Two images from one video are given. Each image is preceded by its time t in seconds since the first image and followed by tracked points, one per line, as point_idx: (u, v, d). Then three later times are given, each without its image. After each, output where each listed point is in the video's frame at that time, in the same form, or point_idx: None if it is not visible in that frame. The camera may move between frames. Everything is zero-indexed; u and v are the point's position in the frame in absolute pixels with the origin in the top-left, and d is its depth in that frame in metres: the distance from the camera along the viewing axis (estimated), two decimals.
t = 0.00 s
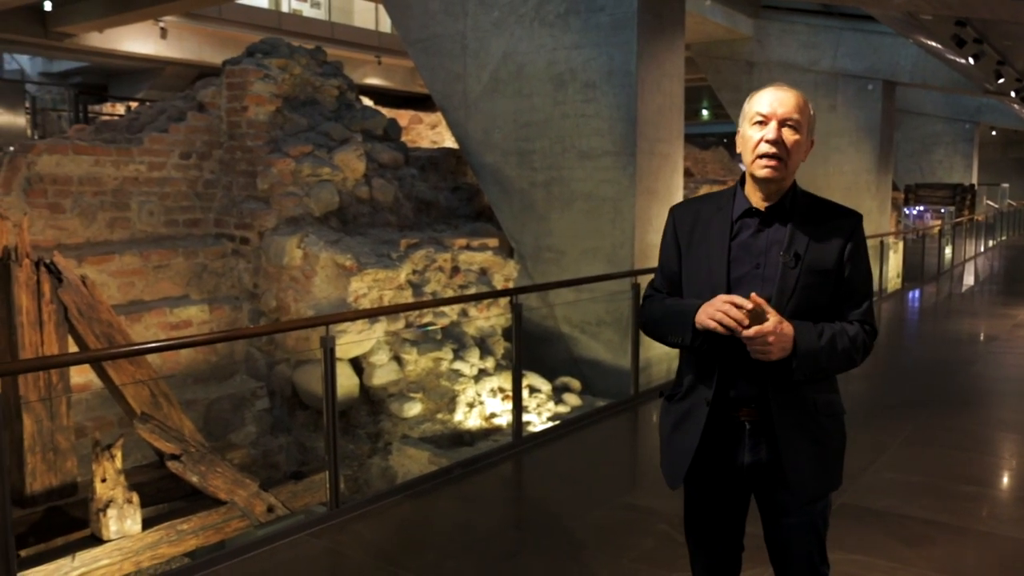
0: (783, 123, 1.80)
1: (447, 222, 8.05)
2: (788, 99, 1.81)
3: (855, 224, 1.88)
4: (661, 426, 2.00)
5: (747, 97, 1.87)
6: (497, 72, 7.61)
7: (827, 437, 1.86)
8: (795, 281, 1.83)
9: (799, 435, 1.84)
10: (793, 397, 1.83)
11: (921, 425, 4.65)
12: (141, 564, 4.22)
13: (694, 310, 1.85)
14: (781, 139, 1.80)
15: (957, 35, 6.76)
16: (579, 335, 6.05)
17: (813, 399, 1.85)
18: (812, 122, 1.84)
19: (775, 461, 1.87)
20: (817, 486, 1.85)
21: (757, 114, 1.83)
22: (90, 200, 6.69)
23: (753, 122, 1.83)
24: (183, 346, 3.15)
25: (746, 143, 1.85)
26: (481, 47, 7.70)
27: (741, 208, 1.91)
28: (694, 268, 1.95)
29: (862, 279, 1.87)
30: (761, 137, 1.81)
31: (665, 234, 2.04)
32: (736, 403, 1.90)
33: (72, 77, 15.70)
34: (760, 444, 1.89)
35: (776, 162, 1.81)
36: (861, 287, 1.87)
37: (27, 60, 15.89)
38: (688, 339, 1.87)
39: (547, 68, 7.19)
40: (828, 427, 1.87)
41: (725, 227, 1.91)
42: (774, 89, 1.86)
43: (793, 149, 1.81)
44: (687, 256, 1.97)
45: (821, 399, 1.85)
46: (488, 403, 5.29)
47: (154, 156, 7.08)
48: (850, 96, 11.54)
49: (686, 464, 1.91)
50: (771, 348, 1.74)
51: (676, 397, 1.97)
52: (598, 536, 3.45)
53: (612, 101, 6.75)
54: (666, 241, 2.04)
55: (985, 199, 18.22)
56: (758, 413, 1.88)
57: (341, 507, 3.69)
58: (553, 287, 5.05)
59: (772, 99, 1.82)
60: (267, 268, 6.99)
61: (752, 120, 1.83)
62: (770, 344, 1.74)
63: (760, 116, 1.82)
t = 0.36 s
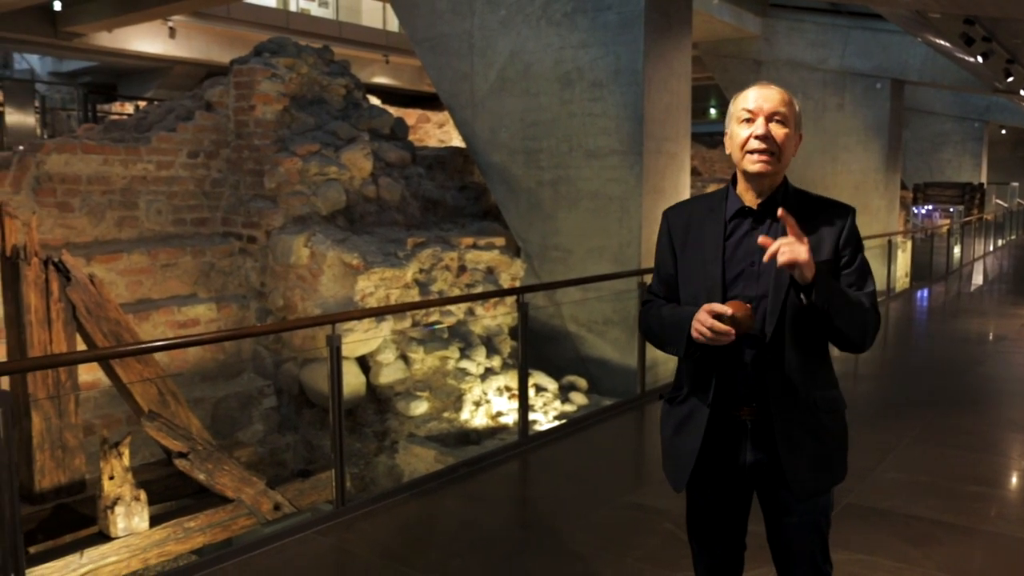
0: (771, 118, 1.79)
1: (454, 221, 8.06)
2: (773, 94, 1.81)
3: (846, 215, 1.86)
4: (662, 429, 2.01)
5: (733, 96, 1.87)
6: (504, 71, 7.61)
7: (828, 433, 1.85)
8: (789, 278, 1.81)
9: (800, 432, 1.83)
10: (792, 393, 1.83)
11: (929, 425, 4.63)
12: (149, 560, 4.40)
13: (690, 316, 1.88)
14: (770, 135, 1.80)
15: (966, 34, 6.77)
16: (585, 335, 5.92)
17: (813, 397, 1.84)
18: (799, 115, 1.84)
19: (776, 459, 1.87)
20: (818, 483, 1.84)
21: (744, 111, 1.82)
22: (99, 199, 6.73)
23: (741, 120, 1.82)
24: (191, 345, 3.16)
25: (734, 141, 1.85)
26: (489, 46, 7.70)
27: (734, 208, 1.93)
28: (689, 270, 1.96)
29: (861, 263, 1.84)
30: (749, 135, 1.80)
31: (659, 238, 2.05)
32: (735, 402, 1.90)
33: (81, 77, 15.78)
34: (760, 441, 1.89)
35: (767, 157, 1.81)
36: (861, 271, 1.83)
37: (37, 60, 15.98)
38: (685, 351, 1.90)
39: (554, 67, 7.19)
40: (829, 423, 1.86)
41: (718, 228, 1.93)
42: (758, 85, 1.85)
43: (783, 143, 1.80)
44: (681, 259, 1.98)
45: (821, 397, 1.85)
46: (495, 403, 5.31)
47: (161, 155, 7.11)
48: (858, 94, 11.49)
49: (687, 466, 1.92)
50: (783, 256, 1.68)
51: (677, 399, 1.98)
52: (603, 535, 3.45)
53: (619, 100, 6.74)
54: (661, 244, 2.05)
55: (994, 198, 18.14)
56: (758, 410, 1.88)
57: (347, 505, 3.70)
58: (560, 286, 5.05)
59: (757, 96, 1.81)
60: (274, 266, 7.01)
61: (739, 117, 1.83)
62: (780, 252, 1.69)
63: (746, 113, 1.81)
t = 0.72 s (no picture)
0: (770, 117, 1.79)
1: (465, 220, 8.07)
2: (770, 93, 1.81)
3: (847, 212, 1.86)
4: (668, 430, 2.00)
5: (729, 98, 1.87)
6: (515, 70, 7.60)
7: (832, 430, 1.86)
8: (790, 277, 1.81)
9: (804, 430, 1.83)
10: (797, 390, 1.82)
11: (940, 425, 4.61)
12: (161, 557, 4.48)
13: (695, 318, 1.87)
14: (770, 134, 1.79)
15: (978, 31, 6.81)
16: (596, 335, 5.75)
17: (816, 394, 1.84)
18: (797, 113, 1.83)
19: (781, 458, 1.87)
20: (824, 480, 1.84)
21: (742, 111, 1.82)
22: (112, 198, 6.78)
23: (739, 121, 1.82)
24: (203, 343, 3.17)
25: (735, 142, 1.84)
26: (500, 45, 7.70)
27: (736, 207, 1.92)
28: (693, 270, 1.96)
29: (862, 259, 1.86)
30: (749, 134, 1.80)
31: (662, 239, 2.05)
32: (740, 400, 1.89)
33: (95, 77, 15.89)
34: (766, 439, 1.88)
35: (767, 156, 1.81)
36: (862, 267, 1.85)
37: (51, 60, 16.11)
38: (690, 352, 1.89)
39: (566, 66, 7.18)
40: (834, 419, 1.87)
41: (720, 227, 1.92)
42: (754, 86, 1.86)
43: (782, 142, 1.80)
44: (685, 260, 1.98)
45: (824, 394, 1.84)
46: (505, 401, 5.32)
47: (174, 155, 7.15)
48: (871, 93, 11.42)
49: (692, 466, 1.91)
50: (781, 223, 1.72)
51: (681, 399, 1.98)
52: (613, 534, 3.45)
53: (630, 99, 6.73)
54: (664, 245, 2.05)
55: (1008, 197, 18.00)
56: (764, 408, 1.88)
57: (357, 503, 3.72)
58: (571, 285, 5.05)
59: (754, 95, 1.82)
60: (285, 265, 7.04)
61: (738, 118, 1.83)
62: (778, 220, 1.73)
63: (745, 113, 1.81)
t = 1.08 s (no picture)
0: (774, 122, 1.80)
1: (477, 219, 8.08)
2: (774, 98, 1.82)
3: (852, 212, 1.88)
4: (676, 430, 2.01)
5: (733, 102, 1.88)
6: (527, 70, 7.61)
7: (840, 428, 1.86)
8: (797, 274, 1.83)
9: (812, 428, 1.84)
10: (803, 390, 1.83)
11: (953, 425, 4.59)
12: (176, 553, 4.51)
13: (703, 320, 1.88)
14: (775, 139, 1.80)
15: (992, 30, 6.80)
16: (609, 334, 5.72)
17: (824, 393, 1.84)
18: (801, 117, 1.85)
19: (790, 456, 1.88)
20: (833, 479, 1.84)
21: (746, 117, 1.83)
22: (127, 197, 6.84)
23: (744, 126, 1.84)
24: (217, 341, 3.20)
25: (740, 147, 1.85)
26: (512, 45, 7.71)
27: (741, 208, 1.93)
28: (699, 271, 1.97)
29: (866, 260, 1.87)
30: (754, 139, 1.81)
31: (669, 240, 2.06)
32: (748, 399, 1.90)
33: (111, 77, 16.02)
34: (773, 438, 1.89)
35: (772, 160, 1.81)
36: (867, 272, 1.87)
37: (69, 61, 16.27)
38: (698, 354, 1.90)
39: (577, 66, 7.18)
40: (841, 418, 1.87)
41: (727, 227, 1.93)
42: (757, 91, 1.86)
43: (787, 146, 1.81)
44: (691, 261, 1.99)
45: (832, 392, 1.85)
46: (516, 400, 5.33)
47: (189, 154, 7.21)
48: (884, 92, 11.37)
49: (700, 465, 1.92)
50: (775, 264, 1.72)
51: (689, 400, 1.98)
52: (623, 532, 3.46)
53: (642, 99, 6.73)
54: (670, 245, 2.05)
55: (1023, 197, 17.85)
56: (771, 407, 1.88)
57: (369, 501, 3.74)
58: (583, 284, 5.06)
59: (758, 100, 1.83)
60: (299, 264, 7.08)
61: (742, 124, 1.84)
62: (773, 257, 1.72)
63: (749, 119, 1.82)
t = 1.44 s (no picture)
0: (783, 119, 1.80)
1: (490, 219, 8.09)
2: (783, 95, 1.82)
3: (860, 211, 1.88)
4: (687, 430, 2.01)
5: (742, 98, 1.88)
6: (540, 70, 7.61)
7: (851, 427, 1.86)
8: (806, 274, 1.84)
9: (823, 428, 1.84)
10: (814, 389, 1.83)
11: (966, 426, 4.56)
12: (190, 549, 4.58)
13: (713, 321, 1.88)
14: (783, 136, 1.80)
15: (1007, 29, 6.75)
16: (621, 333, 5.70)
17: (834, 392, 1.85)
18: (810, 113, 1.84)
19: (800, 456, 1.88)
20: (844, 479, 1.84)
21: (755, 113, 1.83)
22: (143, 196, 6.90)
23: (752, 122, 1.83)
24: (231, 339, 3.23)
25: (748, 143, 1.85)
26: (525, 44, 7.71)
27: (750, 208, 1.93)
28: (709, 271, 1.97)
29: (875, 260, 1.87)
30: (763, 136, 1.81)
31: (678, 240, 2.07)
32: (758, 398, 1.90)
33: (127, 77, 16.15)
34: (784, 437, 1.89)
35: (780, 158, 1.82)
36: (876, 271, 1.87)
37: (85, 61, 16.40)
38: (708, 355, 1.90)
39: (590, 66, 7.18)
40: (853, 417, 1.87)
41: (735, 228, 1.93)
42: (768, 87, 1.86)
43: (795, 144, 1.82)
44: (700, 261, 1.99)
45: (842, 391, 1.85)
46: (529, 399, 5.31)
47: (204, 154, 7.25)
48: (898, 91, 11.31)
49: (711, 465, 1.93)
50: (785, 273, 1.71)
51: (699, 400, 1.99)
52: (635, 531, 3.46)
53: (655, 98, 6.72)
54: (679, 246, 2.06)
55: None
56: (782, 406, 1.88)
57: (382, 498, 3.76)
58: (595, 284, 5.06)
59: (768, 97, 1.83)
60: (312, 263, 7.12)
61: (751, 119, 1.84)
62: (783, 267, 1.72)
63: (758, 114, 1.82)
